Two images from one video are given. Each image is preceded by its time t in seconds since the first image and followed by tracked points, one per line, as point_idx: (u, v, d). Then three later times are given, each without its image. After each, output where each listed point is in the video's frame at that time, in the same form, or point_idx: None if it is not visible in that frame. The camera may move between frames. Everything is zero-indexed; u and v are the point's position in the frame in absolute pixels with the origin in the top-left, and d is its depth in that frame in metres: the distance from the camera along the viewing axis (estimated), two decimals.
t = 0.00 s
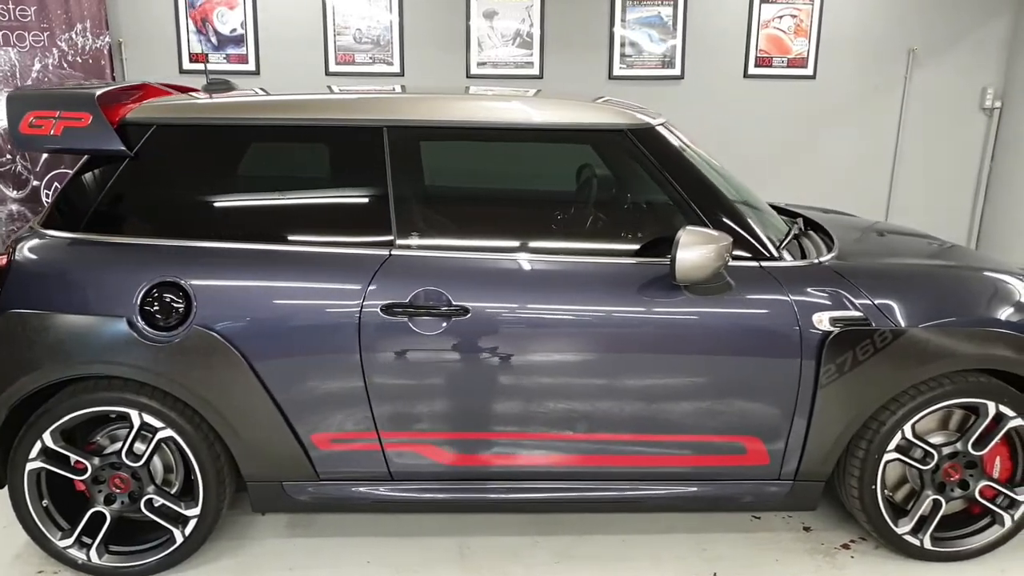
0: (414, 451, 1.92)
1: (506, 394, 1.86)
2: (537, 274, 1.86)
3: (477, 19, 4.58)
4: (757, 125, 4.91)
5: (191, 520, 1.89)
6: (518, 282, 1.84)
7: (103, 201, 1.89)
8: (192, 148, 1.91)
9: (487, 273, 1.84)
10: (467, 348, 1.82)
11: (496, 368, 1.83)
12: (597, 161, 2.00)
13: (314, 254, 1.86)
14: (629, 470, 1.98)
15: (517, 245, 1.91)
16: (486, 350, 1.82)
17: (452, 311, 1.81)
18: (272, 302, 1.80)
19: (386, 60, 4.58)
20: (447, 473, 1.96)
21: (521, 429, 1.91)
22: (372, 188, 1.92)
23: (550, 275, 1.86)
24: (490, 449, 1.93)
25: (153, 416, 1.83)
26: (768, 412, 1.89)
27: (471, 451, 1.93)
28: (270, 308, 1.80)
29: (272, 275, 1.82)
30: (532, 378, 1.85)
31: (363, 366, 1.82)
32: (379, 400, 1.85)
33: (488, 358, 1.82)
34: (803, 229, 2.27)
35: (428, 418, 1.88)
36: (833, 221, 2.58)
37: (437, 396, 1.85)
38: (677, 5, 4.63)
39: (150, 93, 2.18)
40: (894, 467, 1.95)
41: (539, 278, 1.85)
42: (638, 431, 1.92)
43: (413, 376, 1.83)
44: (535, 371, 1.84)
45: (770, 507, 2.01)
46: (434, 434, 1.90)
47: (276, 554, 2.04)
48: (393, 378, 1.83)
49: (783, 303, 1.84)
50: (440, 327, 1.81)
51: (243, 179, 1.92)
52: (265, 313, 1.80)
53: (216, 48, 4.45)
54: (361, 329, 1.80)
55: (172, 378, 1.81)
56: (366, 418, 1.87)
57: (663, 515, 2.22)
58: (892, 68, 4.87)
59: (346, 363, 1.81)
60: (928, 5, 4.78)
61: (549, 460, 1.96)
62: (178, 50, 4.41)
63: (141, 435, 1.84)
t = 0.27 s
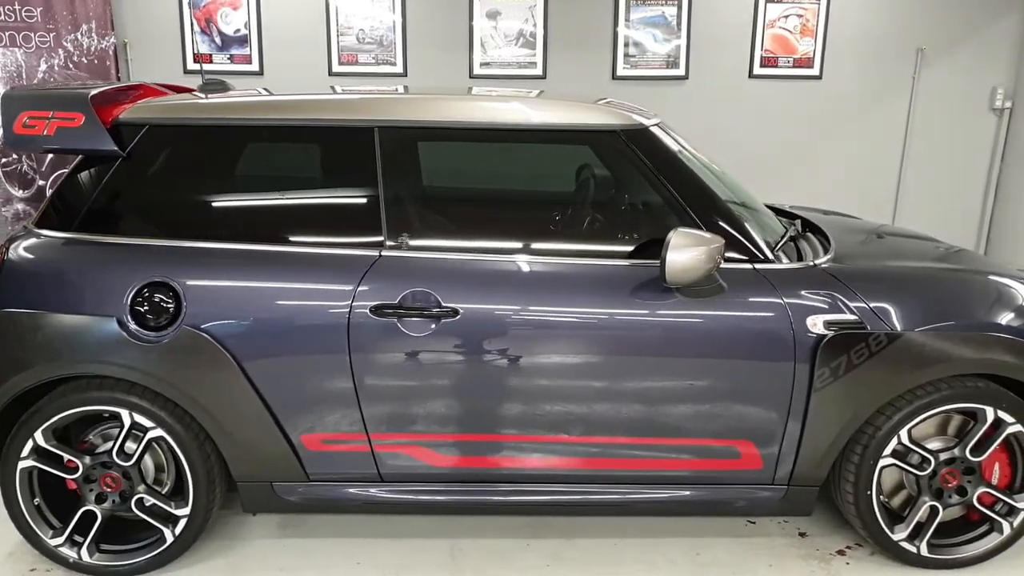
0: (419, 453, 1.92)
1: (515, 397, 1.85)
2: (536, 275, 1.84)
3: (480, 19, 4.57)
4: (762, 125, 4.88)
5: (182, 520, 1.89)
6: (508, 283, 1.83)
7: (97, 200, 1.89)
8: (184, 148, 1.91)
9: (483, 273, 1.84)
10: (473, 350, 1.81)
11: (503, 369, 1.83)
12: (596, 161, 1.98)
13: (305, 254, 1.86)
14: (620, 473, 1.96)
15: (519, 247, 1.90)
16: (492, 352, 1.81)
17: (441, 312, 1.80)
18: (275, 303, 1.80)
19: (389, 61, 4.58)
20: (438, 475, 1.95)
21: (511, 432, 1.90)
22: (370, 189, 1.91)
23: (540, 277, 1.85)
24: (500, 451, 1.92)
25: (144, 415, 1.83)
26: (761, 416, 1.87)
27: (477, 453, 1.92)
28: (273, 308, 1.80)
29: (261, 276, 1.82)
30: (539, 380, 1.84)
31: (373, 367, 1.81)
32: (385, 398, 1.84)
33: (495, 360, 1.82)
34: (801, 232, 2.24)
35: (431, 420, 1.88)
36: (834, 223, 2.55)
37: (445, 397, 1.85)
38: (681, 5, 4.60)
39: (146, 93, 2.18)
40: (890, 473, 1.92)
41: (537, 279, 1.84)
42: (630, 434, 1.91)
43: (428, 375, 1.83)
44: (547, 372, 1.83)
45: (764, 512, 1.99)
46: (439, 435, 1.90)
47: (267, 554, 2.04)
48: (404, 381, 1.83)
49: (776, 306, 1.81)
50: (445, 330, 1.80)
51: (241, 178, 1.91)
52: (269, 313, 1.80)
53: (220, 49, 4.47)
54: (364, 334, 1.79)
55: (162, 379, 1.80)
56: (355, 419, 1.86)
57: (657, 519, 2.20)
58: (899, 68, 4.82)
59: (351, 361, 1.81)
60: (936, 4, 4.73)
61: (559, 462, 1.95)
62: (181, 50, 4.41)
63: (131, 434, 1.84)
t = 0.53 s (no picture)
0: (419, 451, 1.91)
1: (525, 398, 1.84)
2: (536, 277, 1.83)
3: (484, 19, 4.56)
4: (768, 126, 4.84)
5: (173, 519, 1.89)
6: (499, 284, 1.82)
7: (90, 199, 1.90)
8: (177, 148, 1.92)
9: (484, 275, 1.83)
10: (483, 351, 1.80)
11: (513, 371, 1.82)
12: (596, 160, 1.94)
13: (295, 254, 1.86)
14: (613, 475, 1.95)
15: (524, 248, 1.88)
16: (500, 353, 1.80)
17: (430, 313, 1.79)
18: (280, 303, 1.80)
19: (393, 61, 4.59)
20: (428, 475, 1.95)
21: (501, 433, 1.89)
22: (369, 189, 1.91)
23: (530, 278, 1.83)
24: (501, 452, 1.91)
25: (134, 415, 1.83)
26: (753, 419, 1.85)
27: (477, 454, 1.92)
28: (277, 308, 1.79)
29: (252, 276, 1.82)
30: (548, 381, 1.83)
31: (384, 368, 1.81)
32: (393, 399, 1.84)
33: (504, 362, 1.81)
34: (799, 233, 2.22)
35: (435, 421, 1.87)
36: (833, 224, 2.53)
37: (455, 399, 1.84)
38: (686, 5, 4.57)
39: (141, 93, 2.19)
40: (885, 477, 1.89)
41: (538, 281, 1.83)
42: (621, 436, 1.89)
43: (442, 376, 1.82)
44: (554, 374, 1.82)
45: (758, 515, 1.97)
46: (439, 437, 1.89)
47: (259, 554, 2.04)
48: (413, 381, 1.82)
49: (768, 308, 1.79)
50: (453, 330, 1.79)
51: (240, 178, 1.91)
52: (273, 313, 1.80)
53: (225, 49, 4.48)
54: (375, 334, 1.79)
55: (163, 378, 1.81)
56: (344, 419, 1.86)
57: (651, 522, 2.18)
58: (906, 68, 4.77)
59: (357, 362, 1.80)
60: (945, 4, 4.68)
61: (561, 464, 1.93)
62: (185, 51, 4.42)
63: (122, 433, 1.85)
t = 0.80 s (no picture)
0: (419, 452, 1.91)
1: (536, 399, 1.84)
2: (535, 278, 1.82)
3: (485, 19, 4.56)
4: (770, 126, 4.82)
5: (162, 520, 1.90)
6: (488, 285, 1.81)
7: (82, 199, 1.91)
8: (168, 148, 1.92)
9: (485, 277, 1.82)
10: (493, 352, 1.80)
11: (521, 372, 1.81)
12: (593, 161, 1.95)
13: (284, 254, 1.86)
14: (603, 477, 1.94)
15: (526, 249, 1.88)
16: (508, 354, 1.80)
17: (418, 313, 1.79)
18: (281, 304, 1.79)
19: (393, 60, 4.59)
20: (417, 476, 1.94)
21: (489, 434, 1.88)
22: (368, 190, 1.92)
23: (518, 278, 1.83)
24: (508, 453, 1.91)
25: (123, 415, 1.84)
26: (743, 421, 1.83)
27: (483, 455, 1.91)
28: (278, 309, 1.79)
29: (240, 276, 1.82)
30: (557, 383, 1.82)
31: (392, 369, 1.81)
32: (400, 399, 1.84)
33: (511, 363, 1.80)
34: (795, 236, 2.20)
35: (442, 423, 1.87)
36: (829, 224, 2.51)
37: (466, 400, 1.84)
38: (688, 4, 4.54)
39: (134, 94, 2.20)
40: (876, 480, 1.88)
41: (536, 281, 1.82)
42: (609, 437, 1.88)
43: (453, 376, 1.81)
44: (564, 376, 1.81)
45: (748, 517, 1.95)
46: (429, 437, 1.89)
47: (248, 554, 2.04)
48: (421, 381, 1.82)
49: (757, 309, 1.78)
50: (462, 331, 1.78)
51: (239, 177, 1.92)
52: (275, 313, 1.79)
53: (226, 49, 4.49)
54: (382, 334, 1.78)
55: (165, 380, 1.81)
56: (332, 419, 1.86)
57: (642, 524, 2.18)
58: (909, 68, 4.74)
59: (362, 360, 1.79)
60: (950, 4, 4.64)
61: (565, 465, 1.93)
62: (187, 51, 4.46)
63: (112, 434, 1.86)
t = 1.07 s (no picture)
0: (426, 454, 1.91)
1: (547, 400, 1.83)
2: (531, 279, 1.82)
3: (486, 19, 4.56)
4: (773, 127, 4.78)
5: (151, 517, 1.91)
6: (476, 286, 1.81)
7: (74, 197, 1.92)
8: (158, 147, 1.93)
9: (485, 278, 1.82)
10: (504, 353, 1.79)
11: (529, 373, 1.80)
12: (590, 161, 1.92)
13: (273, 253, 1.86)
14: (591, 478, 1.93)
15: (525, 250, 1.88)
16: (518, 355, 1.79)
17: (406, 313, 1.78)
18: (281, 304, 1.79)
19: (394, 61, 4.59)
20: (405, 476, 1.94)
21: (477, 435, 1.88)
22: (367, 191, 1.92)
23: (507, 279, 1.82)
24: (519, 454, 1.91)
25: (112, 413, 1.85)
26: (731, 422, 1.82)
27: (492, 457, 1.91)
28: (279, 308, 1.79)
29: (229, 276, 1.83)
30: (566, 385, 1.81)
31: (403, 368, 1.80)
32: (409, 399, 1.84)
33: (517, 363, 1.80)
34: (790, 236, 2.18)
35: (450, 424, 1.87)
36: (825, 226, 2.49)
37: (477, 401, 1.84)
38: (689, 4, 4.51)
39: (128, 94, 2.21)
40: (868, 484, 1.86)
41: (534, 282, 1.81)
42: (598, 438, 1.87)
43: (464, 376, 1.81)
44: (574, 377, 1.80)
45: (737, 520, 1.94)
46: (389, 437, 1.89)
47: (238, 554, 2.05)
48: (430, 382, 1.82)
49: (746, 310, 1.77)
50: (472, 331, 1.78)
51: (233, 177, 1.92)
52: (276, 313, 1.79)
53: (228, 49, 4.50)
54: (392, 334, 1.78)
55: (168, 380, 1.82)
56: (321, 419, 1.86)
57: (632, 525, 2.17)
58: (914, 68, 4.70)
59: (368, 360, 1.79)
60: (952, 3, 4.60)
61: (571, 467, 1.92)
62: (190, 51, 4.49)
63: (101, 431, 1.86)
